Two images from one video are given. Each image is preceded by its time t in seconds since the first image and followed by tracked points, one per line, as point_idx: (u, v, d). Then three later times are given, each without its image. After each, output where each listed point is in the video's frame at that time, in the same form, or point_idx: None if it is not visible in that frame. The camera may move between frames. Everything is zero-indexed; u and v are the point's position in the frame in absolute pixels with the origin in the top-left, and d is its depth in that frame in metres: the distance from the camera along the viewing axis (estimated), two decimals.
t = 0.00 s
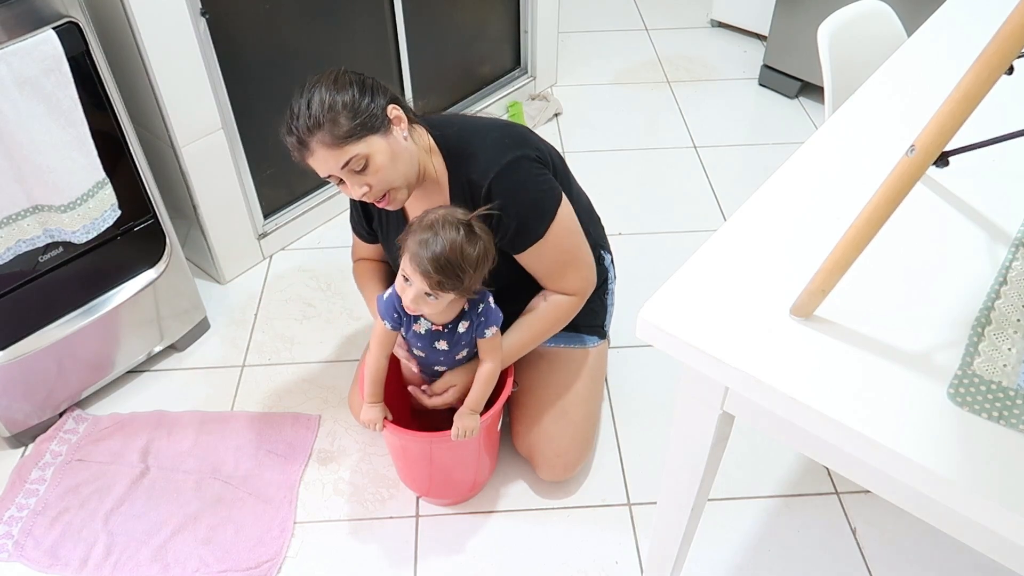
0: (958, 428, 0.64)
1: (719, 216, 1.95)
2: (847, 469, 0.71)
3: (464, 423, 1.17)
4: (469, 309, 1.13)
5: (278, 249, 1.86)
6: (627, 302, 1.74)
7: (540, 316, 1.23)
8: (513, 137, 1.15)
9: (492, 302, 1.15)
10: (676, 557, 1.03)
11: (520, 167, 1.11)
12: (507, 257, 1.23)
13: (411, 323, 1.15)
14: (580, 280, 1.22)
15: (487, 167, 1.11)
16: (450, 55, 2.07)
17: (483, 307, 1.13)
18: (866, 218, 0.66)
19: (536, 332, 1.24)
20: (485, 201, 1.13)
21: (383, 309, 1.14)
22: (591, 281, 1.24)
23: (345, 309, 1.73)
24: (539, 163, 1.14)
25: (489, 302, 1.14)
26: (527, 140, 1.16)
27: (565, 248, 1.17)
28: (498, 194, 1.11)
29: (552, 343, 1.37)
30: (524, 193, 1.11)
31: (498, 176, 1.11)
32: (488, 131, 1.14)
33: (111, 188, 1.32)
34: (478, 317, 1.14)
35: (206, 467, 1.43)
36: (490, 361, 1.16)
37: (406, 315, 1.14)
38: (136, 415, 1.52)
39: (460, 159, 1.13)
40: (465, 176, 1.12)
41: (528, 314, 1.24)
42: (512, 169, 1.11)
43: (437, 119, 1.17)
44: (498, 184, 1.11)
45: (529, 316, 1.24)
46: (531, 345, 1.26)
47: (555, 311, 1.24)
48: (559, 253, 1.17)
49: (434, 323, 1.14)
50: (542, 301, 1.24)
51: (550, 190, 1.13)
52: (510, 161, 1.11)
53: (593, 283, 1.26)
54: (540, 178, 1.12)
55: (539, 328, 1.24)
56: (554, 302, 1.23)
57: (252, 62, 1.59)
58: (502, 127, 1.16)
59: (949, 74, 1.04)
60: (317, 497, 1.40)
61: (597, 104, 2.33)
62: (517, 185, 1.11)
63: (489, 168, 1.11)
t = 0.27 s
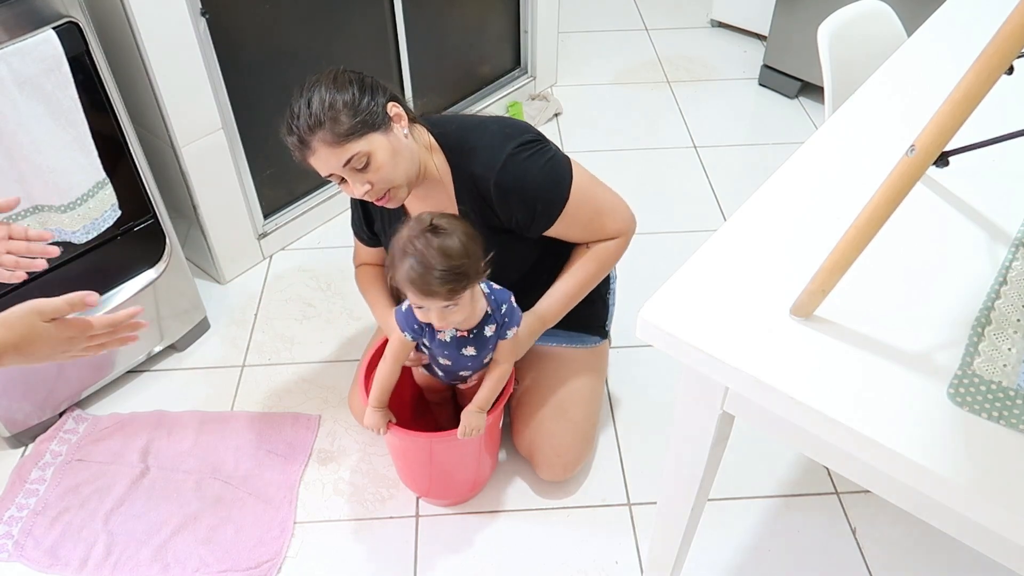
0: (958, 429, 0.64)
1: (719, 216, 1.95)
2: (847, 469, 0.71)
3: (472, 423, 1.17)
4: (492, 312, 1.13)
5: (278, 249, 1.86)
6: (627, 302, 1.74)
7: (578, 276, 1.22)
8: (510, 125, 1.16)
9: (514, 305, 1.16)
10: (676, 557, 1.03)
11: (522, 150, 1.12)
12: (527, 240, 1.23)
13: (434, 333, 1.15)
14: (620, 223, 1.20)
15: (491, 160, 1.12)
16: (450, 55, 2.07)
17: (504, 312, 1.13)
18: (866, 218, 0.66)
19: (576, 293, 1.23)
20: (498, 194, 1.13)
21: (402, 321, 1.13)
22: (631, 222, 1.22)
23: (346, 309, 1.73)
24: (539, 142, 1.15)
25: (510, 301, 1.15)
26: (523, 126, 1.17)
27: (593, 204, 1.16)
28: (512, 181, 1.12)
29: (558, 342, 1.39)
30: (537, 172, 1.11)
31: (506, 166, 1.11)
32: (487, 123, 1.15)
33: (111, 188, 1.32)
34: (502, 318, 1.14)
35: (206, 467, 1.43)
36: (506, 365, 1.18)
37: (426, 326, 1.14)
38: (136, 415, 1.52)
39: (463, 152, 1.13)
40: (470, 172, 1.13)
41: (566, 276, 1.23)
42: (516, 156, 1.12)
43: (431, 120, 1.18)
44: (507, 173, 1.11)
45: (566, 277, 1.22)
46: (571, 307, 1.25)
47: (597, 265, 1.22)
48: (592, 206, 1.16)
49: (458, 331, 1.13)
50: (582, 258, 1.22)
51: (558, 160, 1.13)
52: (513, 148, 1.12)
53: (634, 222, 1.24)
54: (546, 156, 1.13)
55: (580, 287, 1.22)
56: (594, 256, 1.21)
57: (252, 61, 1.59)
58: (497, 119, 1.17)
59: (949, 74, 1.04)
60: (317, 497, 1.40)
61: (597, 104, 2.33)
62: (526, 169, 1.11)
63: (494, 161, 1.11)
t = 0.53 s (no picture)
0: (957, 428, 0.64)
1: (719, 216, 1.95)
2: (847, 469, 0.71)
3: (470, 422, 1.17)
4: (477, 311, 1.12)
5: (278, 249, 1.86)
6: (627, 302, 1.74)
7: (583, 280, 1.21)
8: (518, 126, 1.16)
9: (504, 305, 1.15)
10: (676, 557, 1.03)
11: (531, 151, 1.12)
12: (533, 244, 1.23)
13: (419, 329, 1.15)
14: (624, 230, 1.19)
15: (501, 160, 1.12)
16: (450, 55, 2.07)
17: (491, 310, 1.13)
18: (866, 218, 0.66)
19: (578, 301, 1.22)
20: (506, 194, 1.13)
21: (389, 314, 1.13)
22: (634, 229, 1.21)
23: (346, 309, 1.73)
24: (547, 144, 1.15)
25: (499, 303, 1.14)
26: (532, 127, 1.17)
27: (599, 211, 1.16)
28: (520, 182, 1.11)
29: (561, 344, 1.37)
30: (546, 174, 1.11)
31: (515, 167, 1.11)
32: (496, 124, 1.15)
33: (111, 188, 1.32)
34: (489, 319, 1.13)
35: (206, 467, 1.43)
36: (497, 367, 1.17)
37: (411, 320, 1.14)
38: (136, 415, 1.52)
39: (472, 152, 1.13)
40: (479, 172, 1.13)
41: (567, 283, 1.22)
42: (525, 157, 1.11)
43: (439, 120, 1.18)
44: (515, 175, 1.11)
45: (569, 284, 1.22)
46: (573, 315, 1.24)
47: (603, 270, 1.21)
48: (601, 209, 1.16)
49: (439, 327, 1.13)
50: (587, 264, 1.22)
51: (566, 163, 1.13)
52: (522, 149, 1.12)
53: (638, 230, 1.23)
54: (555, 158, 1.13)
55: (583, 294, 1.22)
56: (601, 260, 1.21)
57: (252, 62, 1.59)
58: (505, 120, 1.17)
59: (949, 74, 1.04)
60: (317, 497, 1.40)
61: (597, 104, 2.33)
62: (535, 170, 1.11)
63: (503, 161, 1.11)
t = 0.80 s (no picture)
0: (957, 428, 0.64)
1: (719, 216, 1.95)
2: (847, 469, 0.71)
3: (471, 421, 1.17)
4: (469, 306, 1.11)
5: (278, 249, 1.86)
6: (627, 302, 1.74)
7: (583, 278, 1.21)
8: (520, 128, 1.16)
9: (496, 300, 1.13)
10: (676, 557, 1.04)
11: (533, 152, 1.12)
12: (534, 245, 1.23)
13: (411, 318, 1.14)
14: (626, 230, 1.19)
15: (502, 163, 1.12)
16: (450, 55, 2.07)
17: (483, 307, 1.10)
18: (866, 217, 0.66)
19: (577, 298, 1.22)
20: (508, 197, 1.13)
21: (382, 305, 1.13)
22: (638, 228, 1.22)
23: (346, 309, 1.73)
24: (549, 145, 1.15)
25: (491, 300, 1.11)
26: (533, 128, 1.17)
27: (600, 212, 1.16)
28: (521, 185, 1.11)
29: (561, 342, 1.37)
30: (547, 176, 1.11)
31: (516, 169, 1.11)
32: (498, 126, 1.15)
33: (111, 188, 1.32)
34: (479, 316, 1.11)
35: (206, 467, 1.43)
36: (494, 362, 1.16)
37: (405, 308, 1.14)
38: (136, 415, 1.52)
39: (473, 154, 1.13)
40: (481, 176, 1.13)
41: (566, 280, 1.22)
42: (527, 159, 1.12)
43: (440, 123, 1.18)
44: (517, 177, 1.11)
45: (568, 280, 1.22)
46: (572, 312, 1.24)
47: (604, 269, 1.21)
48: (603, 209, 1.16)
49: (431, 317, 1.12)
50: (587, 262, 1.22)
51: (567, 164, 1.13)
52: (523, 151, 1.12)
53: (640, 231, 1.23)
54: (556, 159, 1.13)
55: (582, 291, 1.22)
56: (601, 259, 1.21)
57: (252, 61, 1.59)
58: (506, 121, 1.17)
59: (948, 74, 1.04)
60: (317, 497, 1.40)
61: (597, 104, 2.33)
62: (537, 172, 1.11)
63: (505, 164, 1.11)
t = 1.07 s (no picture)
0: (957, 429, 0.64)
1: (719, 216, 1.95)
2: (847, 469, 0.71)
3: (471, 422, 1.17)
4: (482, 305, 1.10)
5: (278, 249, 1.86)
6: (627, 302, 1.74)
7: (580, 278, 1.21)
8: (515, 128, 1.16)
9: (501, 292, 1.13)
10: (676, 556, 1.04)
11: (529, 153, 1.13)
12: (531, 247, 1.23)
13: (423, 323, 1.12)
14: (624, 230, 1.20)
15: (498, 164, 1.12)
16: (450, 55, 2.07)
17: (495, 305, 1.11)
18: (867, 217, 0.66)
19: (574, 298, 1.22)
20: (504, 198, 1.13)
21: (394, 310, 1.11)
22: (637, 230, 1.22)
23: (346, 309, 1.73)
24: (545, 146, 1.15)
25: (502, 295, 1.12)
26: (529, 128, 1.17)
27: (596, 213, 1.17)
28: (518, 186, 1.12)
29: (559, 344, 1.36)
30: (544, 177, 1.12)
31: (513, 170, 1.11)
32: (493, 126, 1.15)
33: (111, 188, 1.32)
34: (492, 313, 1.11)
35: (206, 467, 1.43)
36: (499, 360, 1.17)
37: (416, 315, 1.11)
38: (136, 415, 1.52)
39: (469, 155, 1.13)
40: (476, 177, 1.13)
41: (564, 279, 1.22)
42: (522, 161, 1.12)
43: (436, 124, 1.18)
44: (513, 178, 1.11)
45: (566, 279, 1.22)
46: (569, 313, 1.24)
47: (603, 269, 1.22)
48: (599, 211, 1.17)
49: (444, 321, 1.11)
50: (585, 263, 1.22)
51: (563, 165, 1.14)
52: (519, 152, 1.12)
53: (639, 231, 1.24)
54: (553, 160, 1.14)
55: (580, 291, 1.22)
56: (600, 260, 1.21)
57: (252, 62, 1.59)
58: (502, 122, 1.17)
59: (948, 74, 1.04)
60: (317, 497, 1.40)
61: (597, 104, 2.33)
62: (533, 173, 1.12)
63: (501, 165, 1.12)
